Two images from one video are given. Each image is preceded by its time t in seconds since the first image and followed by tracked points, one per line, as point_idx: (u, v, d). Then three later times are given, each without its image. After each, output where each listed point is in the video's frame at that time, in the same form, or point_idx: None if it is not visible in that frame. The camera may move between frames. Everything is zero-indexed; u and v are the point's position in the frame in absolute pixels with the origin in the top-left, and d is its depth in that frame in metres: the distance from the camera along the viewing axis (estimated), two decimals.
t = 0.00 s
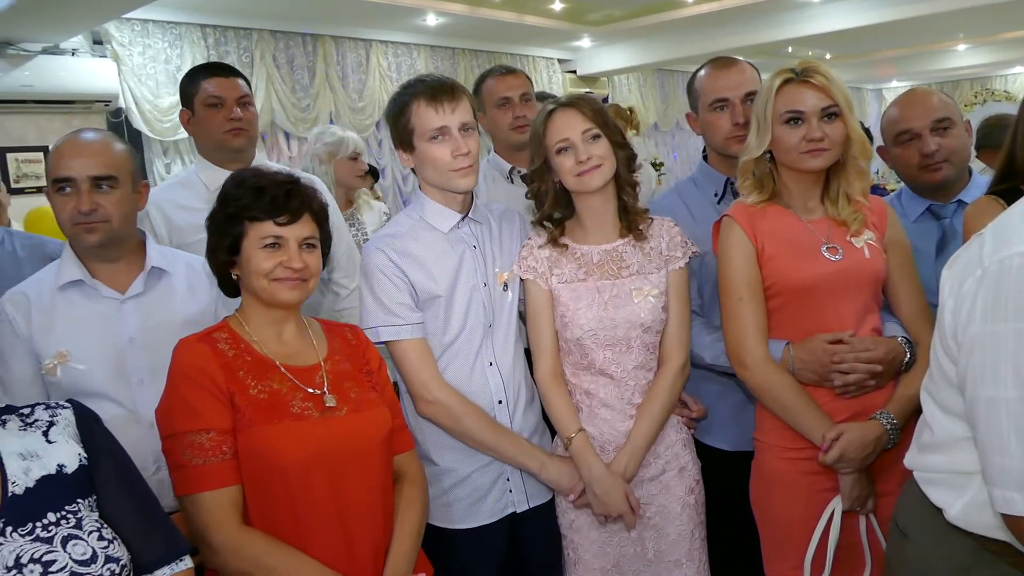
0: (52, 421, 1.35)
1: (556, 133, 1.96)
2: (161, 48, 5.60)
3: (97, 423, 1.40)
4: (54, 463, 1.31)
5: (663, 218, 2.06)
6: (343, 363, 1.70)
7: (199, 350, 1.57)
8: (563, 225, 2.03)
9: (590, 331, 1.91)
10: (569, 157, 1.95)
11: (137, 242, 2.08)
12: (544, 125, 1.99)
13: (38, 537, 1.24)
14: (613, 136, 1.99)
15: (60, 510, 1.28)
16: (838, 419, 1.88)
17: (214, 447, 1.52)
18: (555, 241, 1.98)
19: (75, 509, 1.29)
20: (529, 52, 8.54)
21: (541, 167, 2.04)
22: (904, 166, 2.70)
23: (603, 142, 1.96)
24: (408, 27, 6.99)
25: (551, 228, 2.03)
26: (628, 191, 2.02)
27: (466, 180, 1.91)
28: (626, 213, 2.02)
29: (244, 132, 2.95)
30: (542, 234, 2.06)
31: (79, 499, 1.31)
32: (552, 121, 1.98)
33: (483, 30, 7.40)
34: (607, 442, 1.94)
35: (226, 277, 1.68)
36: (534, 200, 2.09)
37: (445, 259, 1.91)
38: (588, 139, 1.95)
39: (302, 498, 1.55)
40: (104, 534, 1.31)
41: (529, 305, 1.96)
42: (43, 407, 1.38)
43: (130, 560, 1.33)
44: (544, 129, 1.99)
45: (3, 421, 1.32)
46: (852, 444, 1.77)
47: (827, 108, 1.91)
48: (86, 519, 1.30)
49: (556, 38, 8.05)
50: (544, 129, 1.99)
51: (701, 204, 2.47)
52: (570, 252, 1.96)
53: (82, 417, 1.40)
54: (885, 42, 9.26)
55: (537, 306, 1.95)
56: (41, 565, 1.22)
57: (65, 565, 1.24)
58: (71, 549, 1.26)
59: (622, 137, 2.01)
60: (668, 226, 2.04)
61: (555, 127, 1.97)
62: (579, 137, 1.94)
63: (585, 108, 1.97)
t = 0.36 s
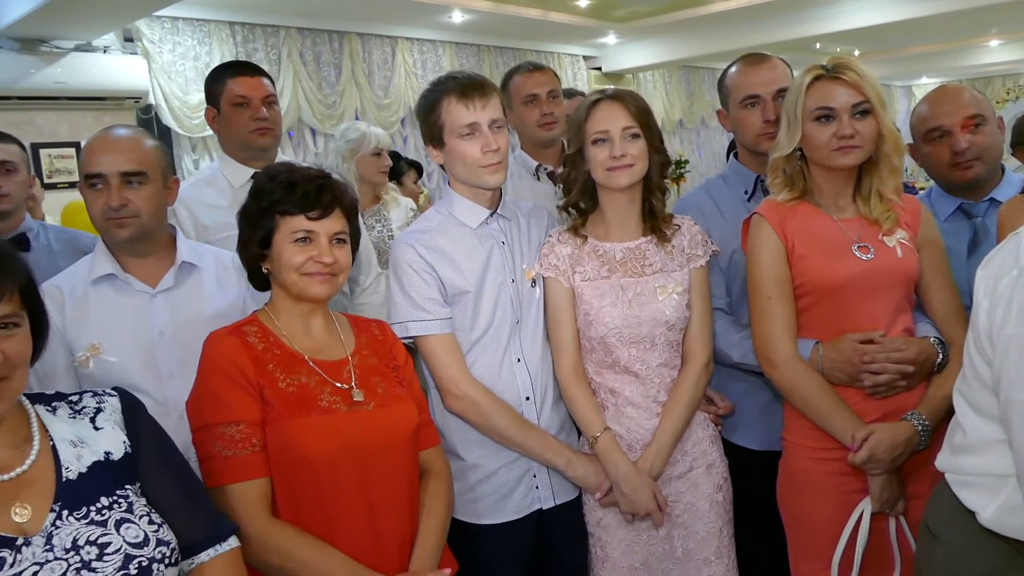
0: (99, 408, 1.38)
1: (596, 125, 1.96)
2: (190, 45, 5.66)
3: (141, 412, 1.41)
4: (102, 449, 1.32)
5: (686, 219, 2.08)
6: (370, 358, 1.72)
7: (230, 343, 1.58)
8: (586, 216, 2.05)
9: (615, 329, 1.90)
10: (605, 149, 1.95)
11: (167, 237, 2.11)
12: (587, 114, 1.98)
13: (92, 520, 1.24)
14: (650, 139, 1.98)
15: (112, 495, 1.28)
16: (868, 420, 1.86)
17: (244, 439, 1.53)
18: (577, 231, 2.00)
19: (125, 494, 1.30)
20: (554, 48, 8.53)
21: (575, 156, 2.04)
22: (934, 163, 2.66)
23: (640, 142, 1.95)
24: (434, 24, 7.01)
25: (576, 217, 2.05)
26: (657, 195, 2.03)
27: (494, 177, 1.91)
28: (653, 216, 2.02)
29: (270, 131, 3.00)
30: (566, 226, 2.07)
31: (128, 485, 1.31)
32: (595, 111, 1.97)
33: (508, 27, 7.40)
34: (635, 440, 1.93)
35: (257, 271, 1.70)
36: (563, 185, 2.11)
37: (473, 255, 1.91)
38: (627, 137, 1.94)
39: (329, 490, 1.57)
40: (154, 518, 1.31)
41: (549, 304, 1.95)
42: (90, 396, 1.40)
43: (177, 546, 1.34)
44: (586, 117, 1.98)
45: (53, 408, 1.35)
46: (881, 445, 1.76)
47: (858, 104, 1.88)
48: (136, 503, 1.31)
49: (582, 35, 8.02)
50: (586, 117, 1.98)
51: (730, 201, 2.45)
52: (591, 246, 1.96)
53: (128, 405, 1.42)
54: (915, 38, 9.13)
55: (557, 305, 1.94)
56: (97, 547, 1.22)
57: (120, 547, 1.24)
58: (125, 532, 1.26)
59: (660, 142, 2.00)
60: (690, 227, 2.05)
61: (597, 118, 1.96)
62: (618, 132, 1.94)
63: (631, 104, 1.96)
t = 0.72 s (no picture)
0: (137, 400, 1.40)
1: (627, 117, 1.94)
2: (212, 44, 5.71)
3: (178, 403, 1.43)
4: (142, 439, 1.34)
5: (702, 219, 2.06)
6: (390, 354, 1.72)
7: (252, 338, 1.60)
8: (601, 209, 2.04)
9: (635, 328, 1.90)
10: (635, 141, 1.93)
11: (189, 233, 2.13)
12: (619, 105, 1.96)
13: (136, 507, 1.25)
14: (676, 141, 1.99)
15: (153, 483, 1.30)
16: (890, 420, 1.84)
17: (265, 433, 1.55)
18: (595, 225, 2.00)
19: (166, 483, 1.32)
20: (572, 46, 8.51)
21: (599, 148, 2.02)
22: (957, 162, 2.62)
23: (667, 141, 1.96)
24: (453, 21, 7.01)
25: (590, 211, 2.05)
26: (676, 196, 2.02)
27: (514, 175, 1.92)
28: (669, 215, 2.01)
29: (308, 125, 2.99)
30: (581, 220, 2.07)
31: (167, 474, 1.33)
32: (629, 103, 1.95)
33: (527, 25, 7.39)
34: (657, 438, 1.93)
35: (279, 267, 1.72)
36: (578, 179, 2.09)
37: (493, 253, 1.92)
38: (656, 134, 1.95)
39: (349, 485, 1.58)
40: (194, 506, 1.33)
41: (565, 303, 1.94)
42: (127, 388, 1.42)
43: (216, 535, 1.35)
44: (615, 111, 1.96)
45: (92, 399, 1.37)
46: (904, 446, 1.75)
47: (880, 101, 1.86)
48: (177, 492, 1.32)
49: (601, 32, 8.00)
50: (617, 108, 1.96)
51: (753, 199, 2.44)
52: (606, 243, 1.95)
53: (166, 397, 1.44)
54: (938, 34, 9.02)
55: (573, 304, 1.93)
56: (141, 534, 1.24)
57: (163, 533, 1.26)
58: (167, 519, 1.27)
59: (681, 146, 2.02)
60: (706, 226, 2.04)
61: (628, 111, 1.95)
62: (650, 127, 1.94)
63: (663, 102, 1.98)
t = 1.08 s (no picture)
0: (169, 393, 1.42)
1: (644, 119, 1.93)
2: (232, 42, 5.75)
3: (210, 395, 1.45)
4: (175, 431, 1.35)
5: (724, 216, 2.05)
6: (409, 352, 1.72)
7: (273, 334, 1.60)
8: (623, 213, 2.01)
9: (655, 327, 1.88)
10: (657, 143, 1.92)
11: (209, 230, 2.14)
12: (633, 107, 1.95)
13: (168, 497, 1.26)
14: (693, 136, 1.99)
15: (186, 474, 1.30)
16: (915, 420, 1.81)
17: (285, 428, 1.55)
18: (618, 230, 1.98)
19: (199, 473, 1.32)
20: (591, 43, 8.47)
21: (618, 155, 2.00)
22: (984, 161, 2.58)
23: (687, 138, 1.96)
24: (472, 19, 7.02)
25: (611, 216, 2.02)
26: (695, 192, 2.01)
27: (533, 173, 1.91)
28: (690, 211, 2.01)
29: (346, 121, 3.01)
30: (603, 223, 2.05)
31: (201, 465, 1.34)
32: (645, 104, 1.94)
33: (546, 22, 7.37)
34: (675, 438, 1.91)
35: (299, 265, 1.72)
36: (597, 185, 2.05)
37: (512, 251, 1.91)
38: (675, 133, 1.94)
39: (368, 481, 1.58)
40: (226, 497, 1.33)
41: (587, 302, 1.93)
42: (160, 381, 1.45)
43: (247, 526, 1.35)
44: (631, 114, 1.94)
45: (126, 393, 1.39)
46: (929, 448, 1.72)
47: (872, 101, 1.83)
48: (209, 482, 1.33)
49: (620, 29, 7.97)
50: (629, 113, 1.95)
51: (776, 197, 2.41)
52: (629, 244, 1.94)
53: (197, 393, 1.45)
54: (964, 30, 8.88)
55: (593, 304, 1.92)
56: (174, 523, 1.24)
57: (195, 523, 1.26)
58: (199, 509, 1.28)
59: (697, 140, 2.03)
60: (727, 223, 2.02)
61: (644, 114, 1.94)
62: (669, 127, 1.93)
63: (677, 100, 1.98)
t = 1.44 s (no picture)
0: (202, 387, 1.41)
1: (660, 120, 1.92)
2: (253, 42, 5.80)
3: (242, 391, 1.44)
4: (207, 427, 1.35)
5: (757, 212, 2.02)
6: (429, 351, 1.72)
7: (294, 333, 1.61)
8: (649, 216, 1.98)
9: (679, 324, 1.87)
10: (676, 143, 1.90)
11: (231, 228, 2.16)
12: (646, 109, 1.94)
13: (199, 494, 1.26)
14: (711, 126, 1.97)
15: (216, 471, 1.31)
16: (942, 421, 1.79)
17: (306, 427, 1.56)
18: (645, 233, 1.94)
19: (228, 470, 1.32)
20: (610, 40, 8.43)
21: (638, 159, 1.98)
22: (1013, 156, 2.54)
23: (705, 132, 1.94)
24: (491, 17, 7.01)
25: (640, 219, 1.98)
26: (722, 179, 1.98)
27: (558, 170, 1.90)
28: (717, 206, 1.99)
29: (374, 118, 3.02)
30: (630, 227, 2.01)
31: (231, 462, 1.34)
32: (658, 105, 1.93)
33: (566, 19, 7.35)
34: (696, 438, 1.90)
35: (319, 262, 1.73)
36: (623, 190, 2.03)
37: (534, 250, 1.91)
38: (693, 129, 1.92)
39: (388, 480, 1.58)
40: (255, 494, 1.33)
41: (612, 299, 1.93)
42: (194, 374, 1.44)
43: (274, 522, 1.36)
44: (645, 115, 1.93)
45: (160, 386, 1.40)
46: (956, 449, 1.69)
47: (892, 100, 1.81)
48: (238, 479, 1.33)
49: (640, 26, 7.92)
50: (644, 114, 1.94)
51: (798, 194, 2.39)
52: (656, 243, 1.92)
53: (229, 385, 1.44)
54: (992, 24, 8.73)
55: (620, 299, 1.91)
56: (204, 520, 1.25)
57: (224, 520, 1.27)
58: (228, 506, 1.28)
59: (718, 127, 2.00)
60: (760, 220, 1.98)
61: (659, 114, 1.92)
62: (685, 125, 1.91)
63: (689, 95, 1.95)
